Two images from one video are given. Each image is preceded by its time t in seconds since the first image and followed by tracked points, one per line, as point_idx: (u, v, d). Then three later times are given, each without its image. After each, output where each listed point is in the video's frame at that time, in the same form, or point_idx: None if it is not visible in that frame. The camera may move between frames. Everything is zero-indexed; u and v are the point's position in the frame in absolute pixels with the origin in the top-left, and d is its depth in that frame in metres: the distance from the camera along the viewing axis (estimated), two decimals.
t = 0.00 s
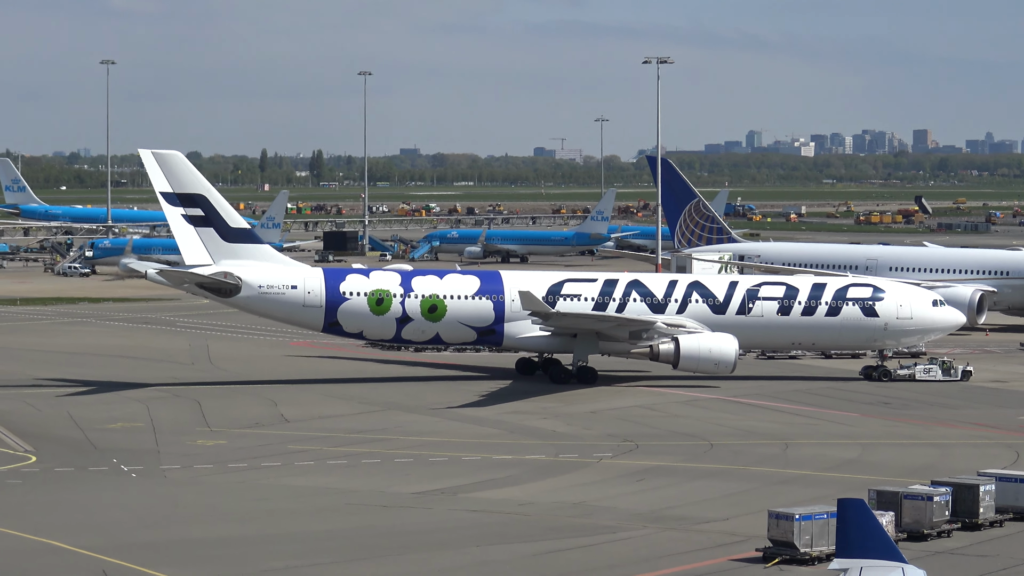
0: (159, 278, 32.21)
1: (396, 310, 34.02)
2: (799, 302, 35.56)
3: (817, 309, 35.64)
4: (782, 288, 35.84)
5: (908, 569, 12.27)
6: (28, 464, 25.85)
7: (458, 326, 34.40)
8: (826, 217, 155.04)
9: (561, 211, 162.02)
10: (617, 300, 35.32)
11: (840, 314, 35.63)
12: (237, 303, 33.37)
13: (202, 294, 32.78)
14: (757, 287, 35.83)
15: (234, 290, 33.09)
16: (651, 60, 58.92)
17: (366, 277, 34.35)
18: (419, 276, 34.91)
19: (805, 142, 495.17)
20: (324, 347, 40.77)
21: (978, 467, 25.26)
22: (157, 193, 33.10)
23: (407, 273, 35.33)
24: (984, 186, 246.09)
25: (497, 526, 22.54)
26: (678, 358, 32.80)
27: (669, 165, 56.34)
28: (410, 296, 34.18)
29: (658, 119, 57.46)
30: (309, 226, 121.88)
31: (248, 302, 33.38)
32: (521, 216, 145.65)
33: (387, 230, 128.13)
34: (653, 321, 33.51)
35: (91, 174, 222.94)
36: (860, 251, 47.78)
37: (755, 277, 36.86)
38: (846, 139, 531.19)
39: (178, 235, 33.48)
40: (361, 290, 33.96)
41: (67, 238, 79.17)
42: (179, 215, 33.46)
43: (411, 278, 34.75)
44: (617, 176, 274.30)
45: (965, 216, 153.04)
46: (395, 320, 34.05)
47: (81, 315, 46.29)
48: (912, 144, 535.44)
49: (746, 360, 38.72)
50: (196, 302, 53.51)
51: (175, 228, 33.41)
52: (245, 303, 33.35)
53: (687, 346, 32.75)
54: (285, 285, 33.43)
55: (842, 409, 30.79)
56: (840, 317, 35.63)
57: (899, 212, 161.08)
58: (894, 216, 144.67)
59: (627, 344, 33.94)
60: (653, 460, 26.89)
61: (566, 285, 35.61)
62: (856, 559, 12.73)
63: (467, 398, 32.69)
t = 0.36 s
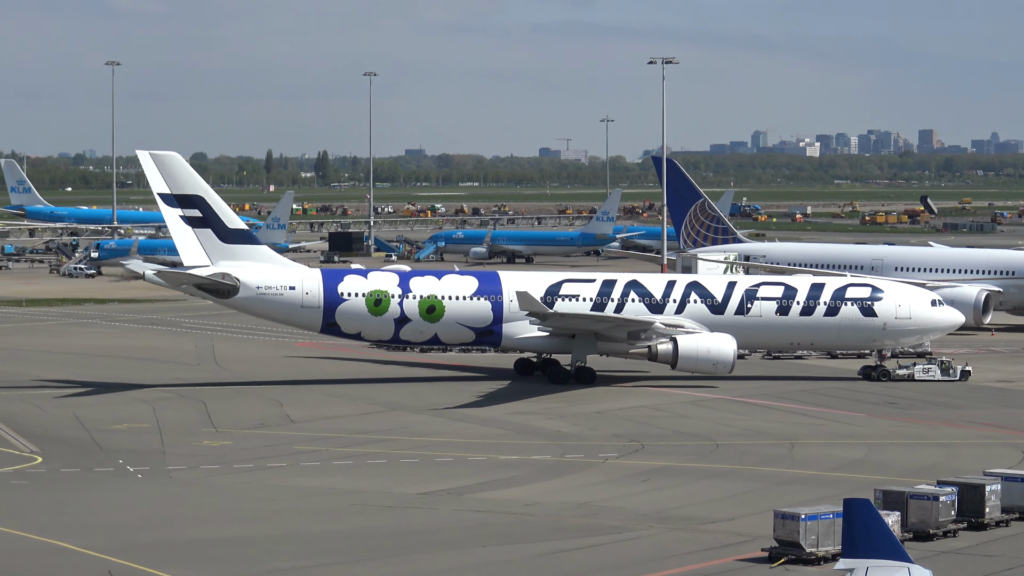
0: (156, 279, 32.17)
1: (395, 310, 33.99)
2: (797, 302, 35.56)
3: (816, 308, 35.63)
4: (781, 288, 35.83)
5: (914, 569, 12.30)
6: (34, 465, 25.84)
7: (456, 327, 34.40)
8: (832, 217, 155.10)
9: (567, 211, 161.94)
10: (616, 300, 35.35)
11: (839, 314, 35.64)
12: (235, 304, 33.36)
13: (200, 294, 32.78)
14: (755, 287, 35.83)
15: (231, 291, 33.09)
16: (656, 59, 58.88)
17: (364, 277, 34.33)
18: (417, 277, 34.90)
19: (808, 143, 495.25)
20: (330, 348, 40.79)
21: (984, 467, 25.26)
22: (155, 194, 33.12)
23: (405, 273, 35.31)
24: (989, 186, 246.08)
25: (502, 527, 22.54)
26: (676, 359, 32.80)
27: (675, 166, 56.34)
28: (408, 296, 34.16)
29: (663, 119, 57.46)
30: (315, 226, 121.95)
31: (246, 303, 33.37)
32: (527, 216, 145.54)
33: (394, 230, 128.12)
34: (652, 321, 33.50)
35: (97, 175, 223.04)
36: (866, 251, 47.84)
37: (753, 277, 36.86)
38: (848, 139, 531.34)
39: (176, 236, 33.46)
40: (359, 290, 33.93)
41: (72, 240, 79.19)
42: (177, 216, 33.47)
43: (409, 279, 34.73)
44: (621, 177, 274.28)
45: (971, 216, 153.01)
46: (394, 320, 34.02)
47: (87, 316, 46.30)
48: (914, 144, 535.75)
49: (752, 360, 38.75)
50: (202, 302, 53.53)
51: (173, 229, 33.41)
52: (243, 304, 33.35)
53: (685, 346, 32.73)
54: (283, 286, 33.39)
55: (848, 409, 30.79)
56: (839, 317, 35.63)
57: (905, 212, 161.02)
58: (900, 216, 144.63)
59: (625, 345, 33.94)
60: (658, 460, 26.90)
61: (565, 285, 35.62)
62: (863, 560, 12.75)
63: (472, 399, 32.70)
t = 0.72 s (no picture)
0: (152, 279, 32.14)
1: (390, 310, 34.00)
2: (793, 301, 35.53)
3: (811, 307, 35.62)
4: (776, 287, 35.81)
5: (918, 568, 12.31)
6: (37, 464, 25.84)
7: (451, 326, 34.39)
8: (836, 216, 155.02)
9: (570, 210, 161.94)
10: (612, 299, 35.35)
11: (835, 313, 35.62)
12: (231, 304, 33.33)
13: (195, 294, 32.74)
14: (751, 286, 35.82)
15: (226, 291, 33.03)
16: (659, 59, 58.80)
17: (360, 277, 34.34)
18: (412, 276, 34.90)
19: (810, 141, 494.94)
20: (333, 347, 40.78)
21: (986, 466, 25.25)
22: (150, 193, 33.10)
23: (401, 272, 35.31)
24: (993, 185, 245.78)
25: (505, 526, 22.52)
26: (672, 358, 32.79)
27: (678, 165, 56.33)
28: (403, 296, 34.17)
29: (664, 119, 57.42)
30: (317, 225, 121.88)
31: (242, 302, 33.35)
32: (529, 215, 145.43)
33: (397, 230, 128.14)
34: (646, 320, 33.47)
35: (100, 175, 223.01)
36: (869, 250, 47.93)
37: (749, 276, 36.85)
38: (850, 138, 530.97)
39: (171, 235, 33.43)
40: (354, 289, 33.94)
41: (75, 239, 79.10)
42: (172, 215, 33.44)
43: (404, 278, 34.73)
44: (624, 176, 274.24)
45: (973, 214, 152.99)
46: (389, 320, 34.03)
47: (89, 316, 46.27)
48: (917, 143, 535.06)
49: (754, 359, 38.77)
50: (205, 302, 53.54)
51: (168, 228, 33.37)
52: (239, 303, 33.31)
53: (680, 345, 32.69)
54: (278, 285, 33.37)
55: (851, 408, 30.79)
56: (835, 316, 35.62)
57: (909, 211, 160.98)
58: (903, 215, 144.50)
59: (620, 344, 33.93)
60: (661, 459, 26.88)
61: (560, 284, 35.61)
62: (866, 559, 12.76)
63: (473, 398, 32.68)
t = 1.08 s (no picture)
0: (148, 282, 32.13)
1: (385, 313, 34.07)
2: (789, 306, 35.52)
3: (807, 312, 35.55)
4: (772, 292, 35.83)
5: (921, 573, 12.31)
6: (40, 468, 25.86)
7: (446, 330, 34.40)
8: (838, 221, 155.00)
9: (574, 215, 161.77)
10: (607, 304, 35.36)
11: (831, 317, 35.58)
12: (226, 307, 33.30)
13: (191, 297, 32.72)
14: (746, 291, 35.84)
15: (222, 294, 32.99)
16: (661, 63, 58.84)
17: (355, 281, 34.42)
18: (408, 280, 34.95)
19: (814, 145, 494.65)
20: (336, 351, 40.78)
21: (988, 471, 25.25)
22: (146, 197, 33.06)
23: (397, 276, 35.37)
24: (996, 190, 245.74)
25: (509, 530, 22.55)
26: (667, 362, 32.75)
27: (680, 169, 56.37)
28: (399, 300, 34.25)
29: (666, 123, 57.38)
30: (320, 229, 121.91)
31: (237, 306, 33.34)
32: (532, 220, 145.37)
33: (399, 234, 128.15)
34: (642, 324, 33.40)
35: (103, 178, 223.20)
36: (871, 255, 48.10)
37: (744, 281, 36.87)
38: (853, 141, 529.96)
39: (166, 238, 33.42)
40: (350, 293, 33.99)
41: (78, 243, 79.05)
42: (167, 219, 33.42)
43: (400, 282, 34.79)
44: (627, 179, 273.94)
45: (977, 219, 152.89)
46: (385, 324, 34.11)
47: (92, 320, 46.27)
48: (919, 147, 534.93)
49: (756, 364, 38.79)
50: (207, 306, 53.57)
51: (164, 232, 33.33)
52: (234, 307, 33.31)
53: (676, 350, 32.67)
54: (274, 289, 33.40)
55: (853, 413, 30.79)
56: (831, 320, 35.57)
57: (912, 215, 160.95)
58: (906, 220, 144.45)
59: (616, 348, 33.91)
60: (663, 464, 26.89)
61: (556, 288, 35.64)
62: (869, 563, 12.74)
63: (476, 402, 32.71)
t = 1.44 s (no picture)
0: (144, 285, 32.15)
1: (382, 317, 34.08)
2: (785, 311, 35.57)
3: (804, 317, 35.65)
4: (768, 296, 35.85)
5: None
6: (43, 470, 25.90)
7: (443, 334, 34.44)
8: (842, 226, 154.99)
9: (579, 219, 161.67)
10: (604, 308, 35.23)
11: (827, 322, 35.68)
12: (222, 310, 33.35)
13: (188, 300, 32.74)
14: (743, 295, 35.81)
15: (219, 297, 33.06)
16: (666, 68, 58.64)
17: (351, 284, 34.40)
18: (404, 284, 34.99)
19: (817, 151, 495.21)
20: (340, 355, 40.77)
21: (992, 477, 25.26)
22: (143, 200, 33.09)
23: (394, 280, 35.39)
24: (1001, 196, 245.70)
25: (512, 534, 22.54)
26: (663, 367, 32.81)
27: (685, 174, 56.38)
28: (395, 303, 34.24)
29: (671, 128, 57.39)
30: (324, 232, 121.92)
31: (233, 309, 33.39)
32: (537, 224, 145.31)
33: (403, 237, 128.14)
34: (638, 329, 33.52)
35: (108, 181, 223.37)
36: (876, 259, 48.16)
37: (741, 285, 36.84)
38: (857, 146, 529.35)
39: (163, 241, 33.45)
40: (346, 297, 33.98)
41: (82, 245, 79.10)
42: (164, 221, 33.44)
43: (397, 286, 34.79)
44: (631, 183, 273.85)
45: (982, 225, 152.84)
46: (381, 327, 34.11)
47: (97, 322, 46.31)
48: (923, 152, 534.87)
49: (760, 369, 38.80)
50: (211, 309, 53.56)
51: (161, 234, 33.36)
52: (231, 310, 33.35)
53: (672, 355, 32.69)
54: (270, 292, 33.42)
55: (857, 418, 30.80)
56: (827, 325, 35.66)
57: (918, 220, 160.91)
58: (910, 225, 144.41)
59: (611, 352, 33.99)
60: (667, 468, 26.91)
61: (552, 293, 35.63)
62: (872, 568, 12.71)
63: (478, 406, 32.72)
